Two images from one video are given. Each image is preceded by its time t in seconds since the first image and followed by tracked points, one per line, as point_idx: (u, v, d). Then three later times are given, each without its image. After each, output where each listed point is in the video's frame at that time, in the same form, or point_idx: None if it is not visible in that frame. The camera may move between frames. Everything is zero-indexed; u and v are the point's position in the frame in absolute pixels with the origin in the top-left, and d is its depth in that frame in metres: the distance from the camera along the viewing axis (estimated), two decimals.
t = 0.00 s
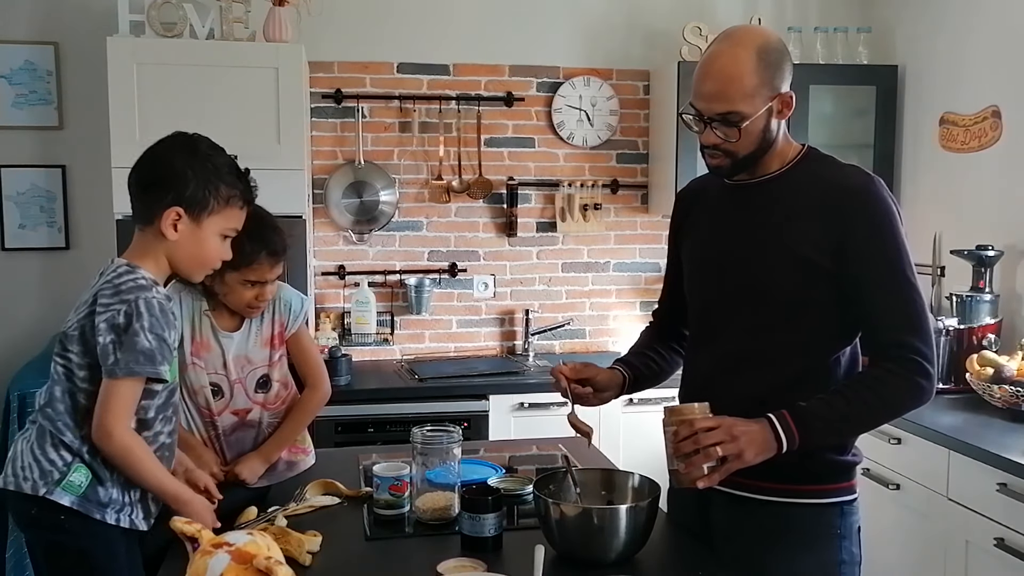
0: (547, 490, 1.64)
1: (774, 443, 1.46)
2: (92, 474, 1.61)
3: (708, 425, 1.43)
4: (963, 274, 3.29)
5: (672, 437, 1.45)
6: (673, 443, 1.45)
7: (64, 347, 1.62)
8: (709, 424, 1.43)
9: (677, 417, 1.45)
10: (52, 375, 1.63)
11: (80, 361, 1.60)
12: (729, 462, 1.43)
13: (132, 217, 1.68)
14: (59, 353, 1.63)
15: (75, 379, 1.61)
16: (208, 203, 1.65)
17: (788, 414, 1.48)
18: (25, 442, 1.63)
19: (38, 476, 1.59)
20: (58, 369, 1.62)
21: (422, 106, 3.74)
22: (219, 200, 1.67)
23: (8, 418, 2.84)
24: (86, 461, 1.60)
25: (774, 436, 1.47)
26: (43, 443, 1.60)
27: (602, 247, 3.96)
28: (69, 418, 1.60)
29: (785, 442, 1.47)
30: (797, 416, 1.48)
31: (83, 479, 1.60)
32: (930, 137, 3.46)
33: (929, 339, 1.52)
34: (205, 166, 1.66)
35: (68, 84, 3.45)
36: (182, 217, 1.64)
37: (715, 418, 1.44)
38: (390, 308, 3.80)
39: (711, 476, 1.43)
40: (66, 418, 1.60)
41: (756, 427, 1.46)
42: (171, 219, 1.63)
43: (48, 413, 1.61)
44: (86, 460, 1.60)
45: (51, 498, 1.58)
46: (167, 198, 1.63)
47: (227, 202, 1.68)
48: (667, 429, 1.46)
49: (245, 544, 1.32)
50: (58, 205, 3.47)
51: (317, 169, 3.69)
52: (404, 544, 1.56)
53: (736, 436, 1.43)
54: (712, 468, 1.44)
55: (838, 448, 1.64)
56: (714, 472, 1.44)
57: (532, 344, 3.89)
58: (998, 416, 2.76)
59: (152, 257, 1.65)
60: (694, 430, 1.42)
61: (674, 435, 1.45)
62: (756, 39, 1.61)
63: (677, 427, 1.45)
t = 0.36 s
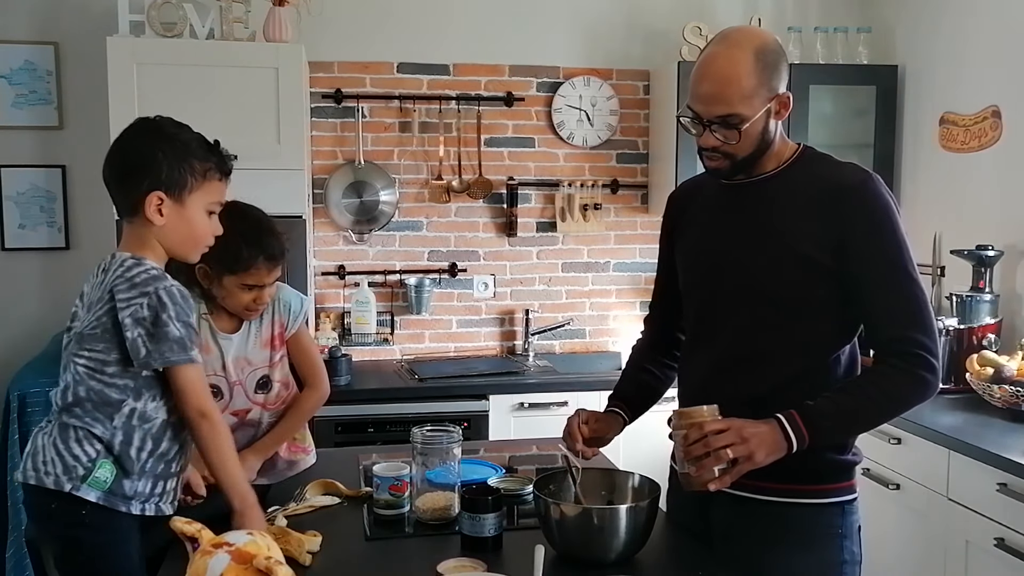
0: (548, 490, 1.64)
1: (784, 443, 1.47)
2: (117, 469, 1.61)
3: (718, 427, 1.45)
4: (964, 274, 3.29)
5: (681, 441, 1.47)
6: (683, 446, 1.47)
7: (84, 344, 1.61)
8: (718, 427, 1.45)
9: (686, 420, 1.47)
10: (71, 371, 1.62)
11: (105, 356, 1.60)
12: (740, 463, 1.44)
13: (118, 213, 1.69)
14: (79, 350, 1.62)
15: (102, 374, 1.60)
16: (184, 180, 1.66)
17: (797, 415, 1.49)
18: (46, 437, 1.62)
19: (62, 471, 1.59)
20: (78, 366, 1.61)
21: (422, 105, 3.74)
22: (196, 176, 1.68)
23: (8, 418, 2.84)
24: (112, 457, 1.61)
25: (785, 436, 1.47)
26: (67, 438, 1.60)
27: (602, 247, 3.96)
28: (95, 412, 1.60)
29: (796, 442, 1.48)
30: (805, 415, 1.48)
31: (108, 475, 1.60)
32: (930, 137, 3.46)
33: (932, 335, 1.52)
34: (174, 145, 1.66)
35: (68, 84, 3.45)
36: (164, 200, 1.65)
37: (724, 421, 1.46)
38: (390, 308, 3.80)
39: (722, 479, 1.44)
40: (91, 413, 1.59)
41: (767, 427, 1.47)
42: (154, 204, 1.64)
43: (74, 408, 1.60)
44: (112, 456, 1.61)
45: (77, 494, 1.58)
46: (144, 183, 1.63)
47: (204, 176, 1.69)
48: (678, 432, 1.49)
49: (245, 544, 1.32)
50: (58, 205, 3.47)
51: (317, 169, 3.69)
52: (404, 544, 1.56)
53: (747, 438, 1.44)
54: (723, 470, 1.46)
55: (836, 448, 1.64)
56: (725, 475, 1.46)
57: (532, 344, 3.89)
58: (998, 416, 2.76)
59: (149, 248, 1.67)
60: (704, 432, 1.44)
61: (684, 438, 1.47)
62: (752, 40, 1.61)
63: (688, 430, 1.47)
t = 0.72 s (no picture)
0: (547, 489, 1.64)
1: (774, 445, 1.47)
2: (141, 462, 1.60)
3: (708, 431, 1.44)
4: (964, 274, 3.29)
5: (673, 446, 1.47)
6: (675, 451, 1.46)
7: (113, 341, 1.59)
8: (709, 431, 1.44)
9: (676, 425, 1.47)
10: (98, 368, 1.59)
11: (141, 349, 1.59)
12: (731, 467, 1.44)
13: (123, 212, 1.70)
14: (108, 348, 1.59)
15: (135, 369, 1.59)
16: (189, 174, 1.66)
17: (788, 418, 1.49)
18: (65, 432, 1.60)
19: (82, 468, 1.58)
20: (108, 366, 1.59)
21: (422, 105, 3.74)
22: (200, 170, 1.68)
23: (8, 418, 2.84)
24: (137, 451, 1.60)
25: (774, 439, 1.48)
26: (90, 433, 1.58)
27: (602, 247, 3.96)
28: (125, 402, 1.60)
29: (785, 445, 1.48)
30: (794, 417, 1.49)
31: (132, 469, 1.59)
32: (930, 137, 3.46)
33: (928, 340, 1.52)
34: (175, 140, 1.66)
35: (68, 84, 3.45)
36: (169, 196, 1.65)
37: (714, 425, 1.45)
38: (390, 308, 3.80)
39: (714, 483, 1.44)
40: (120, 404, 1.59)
41: (757, 430, 1.47)
42: (159, 199, 1.64)
43: (102, 400, 1.60)
44: (137, 450, 1.60)
45: (102, 491, 1.58)
46: (148, 179, 1.64)
47: (207, 169, 1.69)
48: (668, 438, 1.49)
49: (245, 544, 1.32)
50: (58, 205, 3.47)
51: (317, 169, 3.69)
52: (404, 544, 1.56)
53: (736, 441, 1.44)
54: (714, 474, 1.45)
55: (835, 449, 1.64)
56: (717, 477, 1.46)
57: (532, 344, 3.89)
58: (998, 416, 2.76)
59: (156, 243, 1.67)
60: (694, 438, 1.44)
61: (675, 443, 1.46)
62: (753, 38, 1.61)
63: (678, 435, 1.46)
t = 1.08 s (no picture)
0: (547, 490, 1.64)
1: (719, 432, 1.47)
2: (142, 465, 1.60)
3: (650, 410, 1.46)
4: (964, 274, 3.29)
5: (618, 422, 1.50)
6: (619, 428, 1.49)
7: (100, 342, 1.60)
8: (651, 410, 1.46)
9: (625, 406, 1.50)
10: (89, 368, 1.61)
11: (124, 351, 1.59)
12: (672, 448, 1.45)
13: (119, 208, 1.69)
14: (96, 348, 1.60)
15: (121, 370, 1.59)
16: (186, 170, 1.66)
17: (737, 407, 1.48)
18: (69, 434, 1.60)
19: (85, 469, 1.57)
20: (95, 366, 1.59)
21: (422, 105, 3.74)
22: (196, 166, 1.68)
23: (9, 418, 2.84)
24: (137, 454, 1.60)
25: (721, 424, 1.47)
26: (92, 436, 1.58)
27: (602, 247, 3.96)
28: (120, 407, 1.59)
29: (731, 433, 1.48)
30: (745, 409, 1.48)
31: (134, 473, 1.59)
32: (930, 137, 3.46)
33: (908, 353, 1.51)
34: (172, 136, 1.66)
35: (68, 84, 3.45)
36: (166, 192, 1.65)
37: (658, 404, 1.47)
38: (390, 308, 3.80)
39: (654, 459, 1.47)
40: (117, 408, 1.58)
41: (702, 412, 1.47)
42: (156, 196, 1.64)
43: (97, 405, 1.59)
44: (137, 453, 1.60)
45: (103, 493, 1.57)
46: (144, 175, 1.64)
47: (204, 166, 1.69)
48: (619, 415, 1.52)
49: (245, 544, 1.32)
50: (58, 205, 3.47)
51: (317, 169, 3.69)
52: (404, 544, 1.56)
53: (678, 422, 1.45)
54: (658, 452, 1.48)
55: (834, 449, 1.64)
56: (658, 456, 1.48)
57: (532, 344, 3.89)
58: (998, 416, 2.76)
59: (154, 239, 1.67)
60: (635, 416, 1.46)
61: (621, 420, 1.49)
62: (753, 35, 1.60)
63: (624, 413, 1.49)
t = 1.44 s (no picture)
0: (548, 490, 1.64)
1: (721, 417, 1.49)
2: (126, 468, 1.62)
3: (657, 392, 1.49)
4: (964, 274, 3.29)
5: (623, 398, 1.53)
6: (624, 404, 1.53)
7: (80, 345, 1.63)
8: (657, 391, 1.49)
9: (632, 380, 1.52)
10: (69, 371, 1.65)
11: (100, 354, 1.62)
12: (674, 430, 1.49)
13: (111, 209, 1.70)
14: (76, 351, 1.64)
15: (94, 374, 1.62)
16: (174, 171, 1.66)
17: (744, 393, 1.51)
18: (55, 437, 1.63)
19: (70, 471, 1.59)
20: (75, 369, 1.63)
21: (422, 105, 3.74)
22: (185, 167, 1.68)
23: (8, 418, 2.84)
24: (120, 455, 1.62)
25: (723, 407, 1.50)
26: (76, 438, 1.61)
27: (602, 247, 3.96)
28: (98, 410, 1.62)
29: (734, 418, 1.50)
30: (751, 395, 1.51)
31: (118, 474, 1.61)
32: (930, 137, 3.46)
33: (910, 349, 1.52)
34: (161, 136, 1.67)
35: (68, 84, 3.45)
36: (155, 193, 1.65)
37: (665, 386, 1.50)
38: (390, 308, 3.80)
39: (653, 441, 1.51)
40: (95, 411, 1.61)
41: (706, 395, 1.50)
42: (144, 197, 1.64)
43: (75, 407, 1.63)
44: (120, 455, 1.62)
45: (87, 494, 1.59)
46: (133, 176, 1.64)
47: (194, 167, 1.69)
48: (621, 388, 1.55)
49: (245, 544, 1.32)
50: (58, 205, 3.47)
51: (317, 169, 3.69)
52: (404, 544, 1.56)
53: (683, 406, 1.48)
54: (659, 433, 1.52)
55: (836, 450, 1.64)
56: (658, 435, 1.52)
57: (532, 344, 3.89)
58: (998, 416, 2.76)
59: (142, 242, 1.67)
60: (642, 395, 1.49)
61: (624, 396, 1.52)
62: (734, 32, 1.61)
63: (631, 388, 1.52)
